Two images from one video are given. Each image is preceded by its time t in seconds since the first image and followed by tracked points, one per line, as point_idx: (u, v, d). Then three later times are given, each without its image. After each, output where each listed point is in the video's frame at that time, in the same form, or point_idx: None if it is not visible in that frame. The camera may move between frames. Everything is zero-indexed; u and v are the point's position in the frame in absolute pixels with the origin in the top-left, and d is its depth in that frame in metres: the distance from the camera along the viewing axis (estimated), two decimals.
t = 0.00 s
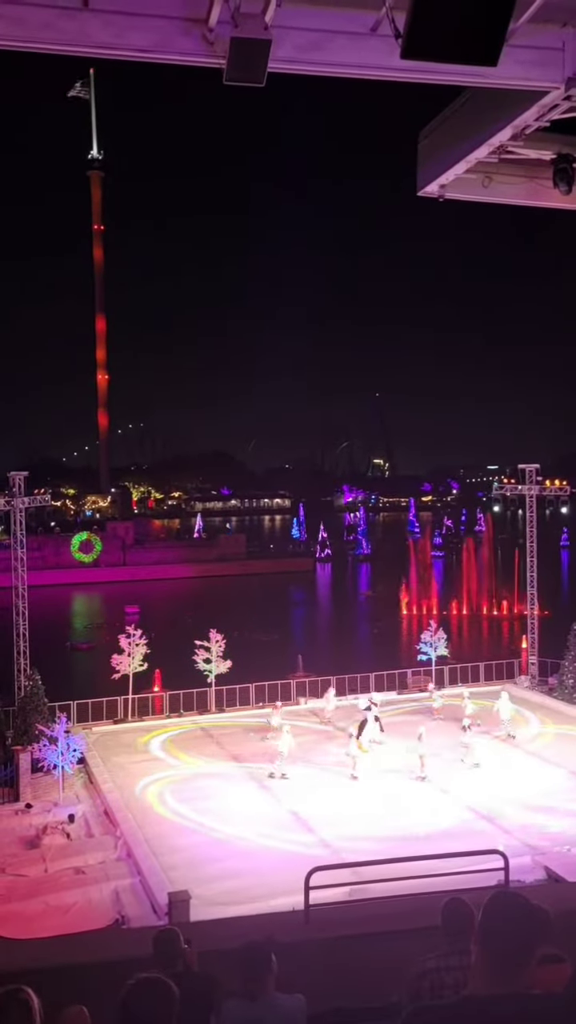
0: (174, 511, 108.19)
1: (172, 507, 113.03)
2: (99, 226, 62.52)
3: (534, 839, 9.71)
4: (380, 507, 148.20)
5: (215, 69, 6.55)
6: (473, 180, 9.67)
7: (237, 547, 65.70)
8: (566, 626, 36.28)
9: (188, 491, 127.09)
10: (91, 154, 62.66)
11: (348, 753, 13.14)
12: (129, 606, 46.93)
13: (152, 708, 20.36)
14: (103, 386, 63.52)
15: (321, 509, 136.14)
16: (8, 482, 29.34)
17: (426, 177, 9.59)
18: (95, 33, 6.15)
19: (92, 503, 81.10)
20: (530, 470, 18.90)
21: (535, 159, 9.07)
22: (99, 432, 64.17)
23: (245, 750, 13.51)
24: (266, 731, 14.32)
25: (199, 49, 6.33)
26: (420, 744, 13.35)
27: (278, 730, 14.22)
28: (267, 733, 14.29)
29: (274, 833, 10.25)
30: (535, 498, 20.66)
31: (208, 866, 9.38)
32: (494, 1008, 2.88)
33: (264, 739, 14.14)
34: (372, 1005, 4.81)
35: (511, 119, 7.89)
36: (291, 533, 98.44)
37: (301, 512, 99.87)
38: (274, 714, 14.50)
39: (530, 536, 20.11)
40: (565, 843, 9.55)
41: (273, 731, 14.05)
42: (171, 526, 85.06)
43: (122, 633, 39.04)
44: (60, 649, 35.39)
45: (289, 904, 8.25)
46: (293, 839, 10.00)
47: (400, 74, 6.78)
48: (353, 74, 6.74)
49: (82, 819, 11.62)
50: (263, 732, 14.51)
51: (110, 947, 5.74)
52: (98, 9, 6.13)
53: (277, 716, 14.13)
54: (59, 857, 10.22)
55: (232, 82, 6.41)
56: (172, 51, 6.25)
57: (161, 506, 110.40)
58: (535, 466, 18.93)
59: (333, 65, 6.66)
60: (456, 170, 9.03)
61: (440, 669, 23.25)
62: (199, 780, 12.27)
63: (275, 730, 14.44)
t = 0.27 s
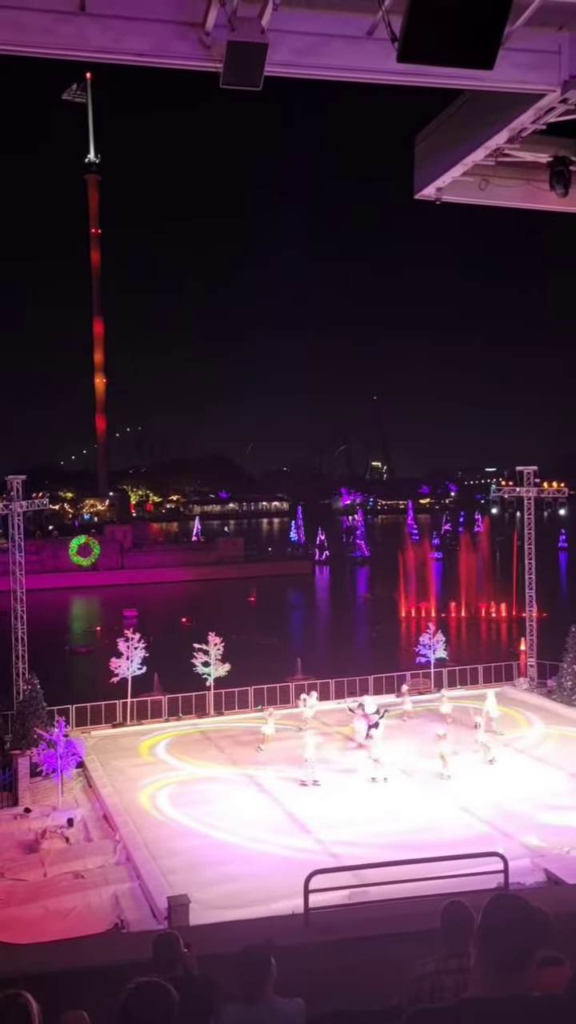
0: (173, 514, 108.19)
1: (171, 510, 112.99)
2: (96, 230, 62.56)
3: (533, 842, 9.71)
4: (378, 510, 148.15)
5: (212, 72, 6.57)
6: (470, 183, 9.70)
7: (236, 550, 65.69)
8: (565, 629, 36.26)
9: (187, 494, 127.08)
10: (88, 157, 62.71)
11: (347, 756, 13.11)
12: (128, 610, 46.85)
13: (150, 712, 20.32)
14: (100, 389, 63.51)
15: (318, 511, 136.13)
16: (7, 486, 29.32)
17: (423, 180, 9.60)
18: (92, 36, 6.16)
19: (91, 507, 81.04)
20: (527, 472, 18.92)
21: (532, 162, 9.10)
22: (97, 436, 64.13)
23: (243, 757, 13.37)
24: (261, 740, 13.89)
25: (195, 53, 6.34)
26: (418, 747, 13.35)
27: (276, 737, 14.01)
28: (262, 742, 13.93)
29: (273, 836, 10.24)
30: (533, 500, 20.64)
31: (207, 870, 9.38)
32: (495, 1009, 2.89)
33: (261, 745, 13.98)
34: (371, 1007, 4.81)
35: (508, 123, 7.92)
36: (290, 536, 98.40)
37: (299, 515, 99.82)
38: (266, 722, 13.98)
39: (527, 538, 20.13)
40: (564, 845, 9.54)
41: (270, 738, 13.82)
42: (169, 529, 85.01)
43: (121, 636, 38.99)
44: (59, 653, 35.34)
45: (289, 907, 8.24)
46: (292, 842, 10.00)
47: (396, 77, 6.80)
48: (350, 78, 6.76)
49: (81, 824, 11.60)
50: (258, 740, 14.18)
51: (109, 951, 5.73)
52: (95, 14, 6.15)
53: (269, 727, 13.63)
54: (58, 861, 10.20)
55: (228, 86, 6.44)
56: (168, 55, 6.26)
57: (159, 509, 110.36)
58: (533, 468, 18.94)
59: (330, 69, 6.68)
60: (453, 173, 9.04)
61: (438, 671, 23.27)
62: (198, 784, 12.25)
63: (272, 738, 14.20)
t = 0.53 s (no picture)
0: (171, 516, 108.14)
1: (169, 512, 112.92)
2: (94, 232, 62.53)
3: (532, 843, 9.70)
4: (376, 512, 148.18)
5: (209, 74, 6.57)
6: (467, 185, 9.71)
7: (234, 552, 65.66)
8: (564, 631, 36.25)
9: (185, 496, 127.05)
10: (85, 160, 62.73)
11: (346, 758, 13.06)
12: (126, 612, 46.85)
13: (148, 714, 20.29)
14: (98, 391, 63.49)
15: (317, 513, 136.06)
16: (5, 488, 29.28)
17: (420, 181, 9.61)
18: (89, 38, 6.16)
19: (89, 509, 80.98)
20: (526, 475, 18.90)
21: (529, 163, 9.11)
22: (95, 438, 64.10)
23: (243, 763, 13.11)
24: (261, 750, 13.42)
25: (193, 55, 6.34)
26: (417, 748, 13.33)
27: (278, 743, 13.77)
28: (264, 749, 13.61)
29: (272, 838, 10.23)
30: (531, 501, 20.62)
31: (206, 872, 9.37)
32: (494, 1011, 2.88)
33: (261, 750, 13.82)
34: (371, 1009, 4.81)
35: (505, 124, 7.93)
36: (288, 538, 98.34)
37: (298, 517, 99.77)
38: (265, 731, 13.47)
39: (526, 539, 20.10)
40: (563, 846, 9.53)
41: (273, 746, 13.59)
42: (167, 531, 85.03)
43: (119, 638, 38.97)
44: (58, 655, 35.29)
45: (287, 908, 8.24)
46: (291, 844, 9.99)
47: (394, 78, 6.81)
48: (347, 80, 6.77)
49: (80, 826, 11.57)
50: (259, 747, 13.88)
51: (108, 953, 5.72)
52: (93, 16, 6.15)
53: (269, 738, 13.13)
54: (57, 864, 10.19)
55: (226, 87, 6.46)
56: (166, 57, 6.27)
57: (157, 512, 110.30)
58: (531, 471, 18.93)
59: (327, 70, 6.69)
60: (451, 174, 9.05)
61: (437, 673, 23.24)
62: (197, 786, 12.22)
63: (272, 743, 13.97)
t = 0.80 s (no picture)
0: (170, 519, 108.05)
1: (168, 515, 113.02)
2: (93, 234, 62.56)
3: (530, 845, 9.70)
4: (375, 514, 148.25)
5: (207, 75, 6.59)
6: (467, 187, 9.75)
7: (233, 555, 65.64)
8: (562, 633, 36.23)
9: (184, 498, 126.93)
10: (84, 162, 62.81)
11: (345, 761, 13.04)
12: (124, 614, 46.84)
13: (146, 717, 20.25)
14: (97, 393, 63.46)
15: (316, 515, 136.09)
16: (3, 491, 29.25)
17: (420, 184, 9.62)
18: (87, 38, 6.16)
19: (88, 511, 80.97)
20: (524, 477, 18.93)
21: (528, 165, 9.12)
22: (94, 440, 64.11)
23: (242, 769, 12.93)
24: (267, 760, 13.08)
25: (192, 56, 6.36)
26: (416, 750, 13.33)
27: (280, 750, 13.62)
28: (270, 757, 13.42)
29: (271, 839, 10.22)
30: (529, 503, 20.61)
31: (205, 873, 9.36)
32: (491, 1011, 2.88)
33: (260, 755, 13.70)
34: (369, 1012, 4.81)
35: (504, 125, 7.96)
36: (287, 540, 98.33)
37: (296, 520, 99.75)
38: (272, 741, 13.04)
39: (524, 542, 20.12)
40: (562, 850, 9.52)
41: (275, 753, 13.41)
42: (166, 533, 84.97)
43: (117, 641, 38.91)
44: (56, 657, 35.22)
45: (286, 911, 8.23)
46: (290, 846, 9.98)
47: (392, 81, 6.83)
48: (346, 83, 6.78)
49: (78, 828, 11.56)
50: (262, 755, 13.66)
51: (105, 956, 5.70)
52: (92, 17, 6.16)
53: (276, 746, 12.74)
54: (55, 865, 10.16)
55: (225, 88, 6.47)
56: (164, 58, 6.27)
57: (156, 514, 110.32)
58: (529, 473, 18.95)
59: (327, 73, 6.70)
60: (450, 176, 9.05)
61: (436, 676, 23.23)
62: (195, 788, 12.21)
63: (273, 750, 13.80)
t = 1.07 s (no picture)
0: (180, 535, 108.11)
1: (179, 532, 113.09)
2: (115, 251, 63.08)
3: (533, 884, 9.67)
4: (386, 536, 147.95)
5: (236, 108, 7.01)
6: (487, 221, 9.87)
7: (242, 573, 65.63)
8: (571, 664, 36.05)
9: (195, 515, 126.95)
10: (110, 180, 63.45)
11: (349, 790, 13.00)
12: (131, 629, 46.81)
13: (151, 737, 20.24)
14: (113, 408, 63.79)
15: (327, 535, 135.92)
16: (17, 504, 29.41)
17: (439, 217, 9.74)
18: (122, 74, 6.62)
19: (99, 525, 81.12)
20: (538, 507, 18.90)
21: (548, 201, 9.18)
22: (108, 454, 64.37)
23: (242, 794, 12.82)
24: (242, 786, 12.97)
25: (221, 90, 6.80)
26: (421, 781, 13.29)
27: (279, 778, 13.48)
28: (274, 784, 13.28)
29: (272, 867, 10.21)
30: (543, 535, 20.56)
31: (206, 897, 9.39)
32: None
33: (260, 780, 13.60)
34: None
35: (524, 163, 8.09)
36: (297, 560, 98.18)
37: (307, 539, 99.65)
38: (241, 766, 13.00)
39: (537, 573, 20.07)
40: (566, 890, 9.49)
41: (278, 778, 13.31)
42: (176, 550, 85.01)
43: (124, 657, 38.89)
44: (62, 671, 35.21)
45: (285, 945, 8.18)
46: (291, 874, 9.98)
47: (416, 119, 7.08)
48: (370, 118, 7.09)
49: (79, 847, 11.57)
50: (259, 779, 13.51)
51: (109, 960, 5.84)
52: (126, 53, 6.63)
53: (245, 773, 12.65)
54: (54, 885, 10.13)
55: (254, 122, 6.73)
56: (196, 93, 6.73)
57: (167, 530, 110.39)
58: (543, 503, 18.95)
59: (352, 109, 7.02)
60: (469, 210, 9.19)
61: (444, 704, 23.12)
62: (198, 811, 12.20)
63: (271, 777, 13.67)
